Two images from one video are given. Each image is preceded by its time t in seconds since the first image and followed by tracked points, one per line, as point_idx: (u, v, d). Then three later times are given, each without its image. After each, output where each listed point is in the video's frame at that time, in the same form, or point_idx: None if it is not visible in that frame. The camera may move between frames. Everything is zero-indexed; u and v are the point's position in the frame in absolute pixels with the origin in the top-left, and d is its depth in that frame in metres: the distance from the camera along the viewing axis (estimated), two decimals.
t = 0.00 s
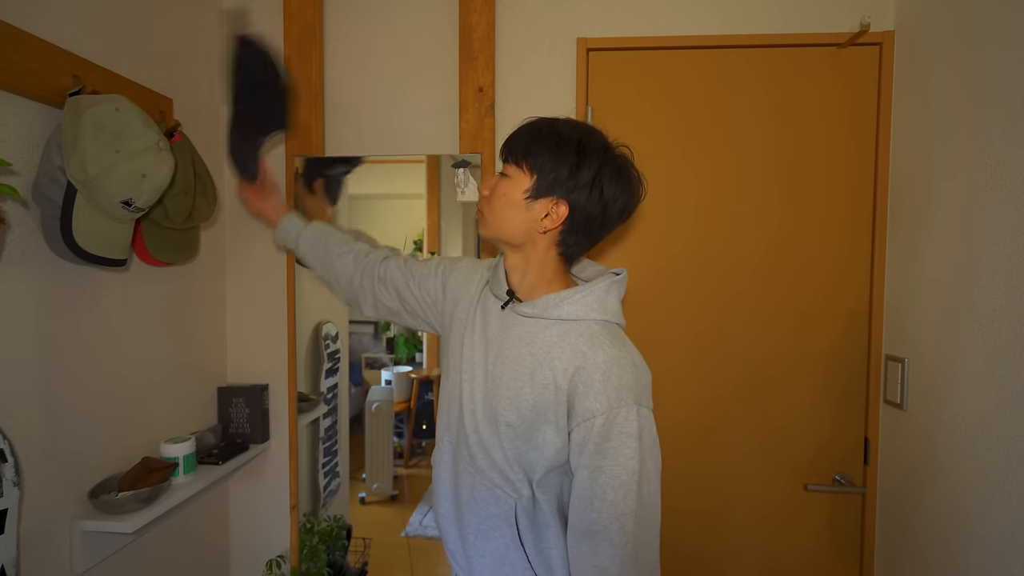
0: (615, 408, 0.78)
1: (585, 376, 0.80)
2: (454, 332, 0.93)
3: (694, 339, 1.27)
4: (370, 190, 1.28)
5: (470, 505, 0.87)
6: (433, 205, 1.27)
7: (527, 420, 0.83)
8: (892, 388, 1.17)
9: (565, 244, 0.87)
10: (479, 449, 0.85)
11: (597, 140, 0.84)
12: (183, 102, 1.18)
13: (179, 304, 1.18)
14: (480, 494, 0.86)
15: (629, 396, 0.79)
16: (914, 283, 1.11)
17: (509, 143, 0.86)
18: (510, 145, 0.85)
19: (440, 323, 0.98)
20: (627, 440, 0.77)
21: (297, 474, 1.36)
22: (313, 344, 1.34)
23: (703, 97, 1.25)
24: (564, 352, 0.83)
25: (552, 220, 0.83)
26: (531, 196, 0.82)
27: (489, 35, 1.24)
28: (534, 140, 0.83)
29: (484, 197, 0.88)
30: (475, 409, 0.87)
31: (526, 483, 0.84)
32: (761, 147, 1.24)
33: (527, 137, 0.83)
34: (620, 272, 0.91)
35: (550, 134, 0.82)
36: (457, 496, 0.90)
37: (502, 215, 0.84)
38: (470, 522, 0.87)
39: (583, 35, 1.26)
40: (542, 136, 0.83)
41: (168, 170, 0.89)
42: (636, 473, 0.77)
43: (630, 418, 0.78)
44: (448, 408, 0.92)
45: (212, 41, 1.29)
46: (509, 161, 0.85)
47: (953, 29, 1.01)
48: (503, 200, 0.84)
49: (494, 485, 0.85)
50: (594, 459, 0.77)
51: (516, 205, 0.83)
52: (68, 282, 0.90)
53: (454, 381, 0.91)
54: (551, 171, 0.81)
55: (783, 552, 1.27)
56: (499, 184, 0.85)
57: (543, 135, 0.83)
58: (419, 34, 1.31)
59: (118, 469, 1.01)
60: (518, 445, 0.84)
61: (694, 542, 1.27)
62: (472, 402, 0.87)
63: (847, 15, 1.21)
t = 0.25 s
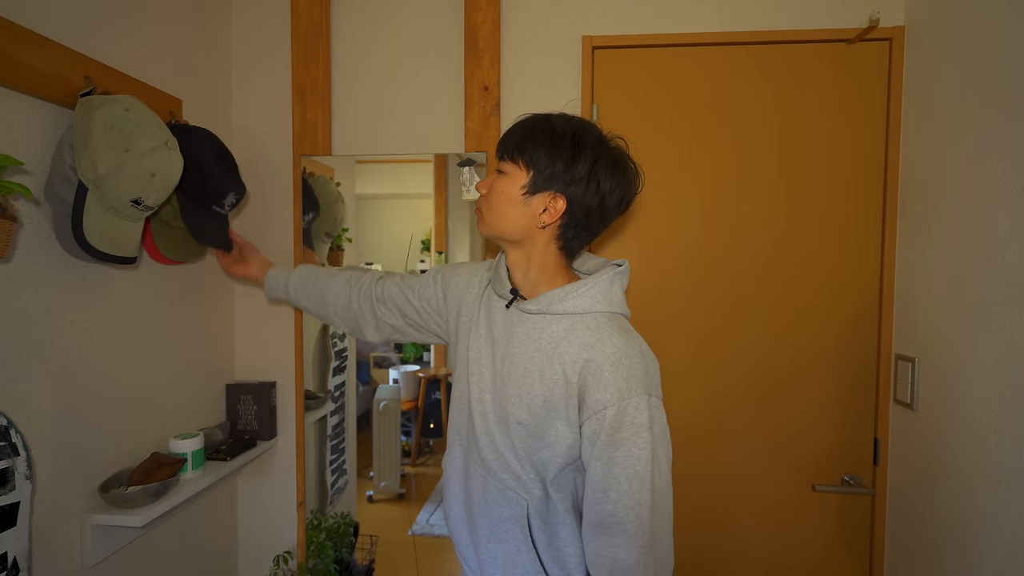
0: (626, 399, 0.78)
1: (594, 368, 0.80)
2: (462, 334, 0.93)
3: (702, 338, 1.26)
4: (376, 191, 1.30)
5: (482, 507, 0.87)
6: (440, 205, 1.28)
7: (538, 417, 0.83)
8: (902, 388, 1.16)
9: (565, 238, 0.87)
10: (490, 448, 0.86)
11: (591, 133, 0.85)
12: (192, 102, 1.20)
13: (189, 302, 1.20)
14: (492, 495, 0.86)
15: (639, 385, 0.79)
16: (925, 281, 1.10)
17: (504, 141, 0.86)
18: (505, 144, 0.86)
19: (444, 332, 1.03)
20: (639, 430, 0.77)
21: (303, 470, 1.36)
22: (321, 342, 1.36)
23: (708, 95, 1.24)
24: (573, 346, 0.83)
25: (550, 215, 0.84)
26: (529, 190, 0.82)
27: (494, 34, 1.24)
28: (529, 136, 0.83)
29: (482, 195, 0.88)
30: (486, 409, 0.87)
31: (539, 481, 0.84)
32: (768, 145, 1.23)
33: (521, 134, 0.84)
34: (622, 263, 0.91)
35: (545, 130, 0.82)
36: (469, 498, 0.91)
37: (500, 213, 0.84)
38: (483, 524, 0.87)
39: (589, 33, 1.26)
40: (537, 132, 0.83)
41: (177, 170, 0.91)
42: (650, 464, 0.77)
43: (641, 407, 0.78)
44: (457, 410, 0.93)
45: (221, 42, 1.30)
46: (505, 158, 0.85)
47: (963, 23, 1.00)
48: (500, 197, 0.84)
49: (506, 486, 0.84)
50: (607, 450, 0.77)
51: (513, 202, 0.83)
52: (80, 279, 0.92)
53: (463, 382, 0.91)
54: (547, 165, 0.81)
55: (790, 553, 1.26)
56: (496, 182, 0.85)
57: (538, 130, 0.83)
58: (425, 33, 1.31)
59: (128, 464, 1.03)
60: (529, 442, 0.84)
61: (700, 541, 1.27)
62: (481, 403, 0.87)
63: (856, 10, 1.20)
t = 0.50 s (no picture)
0: (637, 390, 0.78)
1: (605, 360, 0.79)
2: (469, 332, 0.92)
3: (710, 337, 1.24)
4: (382, 190, 1.30)
5: (492, 506, 0.86)
6: (448, 204, 1.28)
7: (548, 412, 0.82)
8: (914, 388, 1.14)
9: (576, 233, 0.87)
10: (499, 446, 0.85)
11: (606, 129, 0.84)
12: (198, 100, 1.20)
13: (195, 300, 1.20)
14: (501, 493, 0.85)
15: (650, 376, 0.79)
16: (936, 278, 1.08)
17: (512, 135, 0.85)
18: (515, 138, 0.84)
19: (449, 332, 1.03)
20: (651, 421, 0.77)
21: (309, 467, 1.37)
22: (328, 341, 1.36)
23: (716, 91, 1.22)
24: (582, 339, 0.82)
25: (565, 212, 0.83)
26: (545, 186, 0.81)
27: (499, 30, 1.24)
28: (542, 131, 0.81)
29: (490, 190, 0.86)
30: (494, 406, 0.86)
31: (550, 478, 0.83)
32: (777, 141, 1.21)
33: (534, 127, 0.82)
34: (628, 256, 0.90)
35: (560, 125, 0.81)
36: (477, 498, 0.90)
37: (513, 209, 0.83)
38: (493, 523, 0.86)
39: (594, 28, 1.25)
40: (551, 126, 0.81)
41: (181, 167, 0.91)
42: (662, 456, 0.76)
43: (653, 399, 0.77)
44: (465, 409, 0.92)
45: (227, 40, 1.31)
46: (517, 152, 0.83)
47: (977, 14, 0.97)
48: (513, 193, 0.82)
49: (516, 485, 0.84)
50: (620, 442, 0.76)
51: (528, 198, 0.82)
52: (86, 276, 0.92)
53: (471, 380, 0.91)
54: (564, 161, 0.80)
55: (799, 555, 1.24)
56: (508, 177, 0.83)
57: (552, 125, 0.81)
58: (430, 30, 1.31)
59: (134, 460, 1.03)
60: (539, 437, 0.83)
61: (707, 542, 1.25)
62: (490, 400, 0.86)
63: (867, 3, 1.18)
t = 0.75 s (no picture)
0: (653, 383, 0.76)
1: (620, 352, 0.79)
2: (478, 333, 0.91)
3: (717, 336, 1.23)
4: (386, 189, 1.30)
5: (501, 507, 0.85)
6: (452, 203, 1.27)
7: (562, 408, 0.81)
8: (924, 388, 1.12)
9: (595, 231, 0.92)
10: (509, 446, 0.84)
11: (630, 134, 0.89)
12: (202, 99, 1.21)
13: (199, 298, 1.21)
14: (511, 494, 0.84)
15: (666, 369, 0.78)
16: (944, 276, 1.06)
17: (555, 132, 0.81)
18: (569, 133, 0.80)
19: (457, 335, 1.02)
20: (666, 415, 0.75)
21: (312, 466, 1.37)
22: (332, 340, 1.35)
23: (721, 91, 1.21)
24: (598, 332, 0.81)
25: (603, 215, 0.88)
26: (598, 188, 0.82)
27: (502, 27, 1.23)
28: (597, 132, 0.81)
29: (545, 197, 0.78)
30: (504, 405, 0.85)
31: (560, 477, 0.82)
32: (783, 140, 1.20)
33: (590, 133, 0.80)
34: (639, 251, 0.90)
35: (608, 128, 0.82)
36: (483, 499, 0.89)
37: (578, 218, 0.80)
38: (502, 524, 0.85)
39: (599, 24, 1.24)
40: (603, 133, 0.81)
41: (184, 164, 0.91)
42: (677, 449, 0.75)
43: (668, 392, 0.76)
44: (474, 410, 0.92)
45: (231, 38, 1.31)
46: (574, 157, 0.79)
47: (988, 8, 0.95)
48: (580, 202, 0.79)
49: (525, 485, 0.83)
50: (634, 436, 0.75)
51: (590, 206, 0.81)
52: (90, 274, 0.93)
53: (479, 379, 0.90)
54: (614, 168, 0.83)
55: (806, 557, 1.22)
56: (570, 184, 0.79)
57: (603, 131, 0.81)
58: (434, 27, 1.30)
59: (139, 458, 1.04)
60: (551, 433, 0.82)
61: (712, 543, 1.24)
62: (500, 399, 0.86)
63: None
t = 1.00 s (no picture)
0: (659, 381, 0.77)
1: (626, 351, 0.79)
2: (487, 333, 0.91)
3: (721, 336, 1.23)
4: (390, 189, 1.31)
5: (506, 507, 0.85)
6: (456, 202, 1.28)
7: (568, 407, 0.82)
8: (928, 388, 1.11)
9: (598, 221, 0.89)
10: (516, 445, 0.84)
11: (607, 120, 0.86)
12: (207, 99, 1.21)
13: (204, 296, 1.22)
14: (518, 493, 0.84)
15: (672, 369, 0.78)
16: (947, 276, 1.06)
17: (517, 135, 0.85)
18: (529, 138, 0.83)
19: (464, 336, 1.03)
20: (673, 414, 0.76)
21: (315, 463, 1.37)
22: (335, 339, 1.37)
23: (723, 92, 1.21)
24: (604, 331, 0.82)
25: (591, 202, 0.85)
26: (569, 182, 0.82)
27: (505, 26, 1.23)
28: (559, 131, 0.82)
29: (507, 196, 0.83)
30: (510, 404, 0.86)
31: (567, 476, 0.82)
32: (786, 140, 1.20)
33: (548, 127, 0.82)
34: (645, 248, 0.90)
35: (572, 123, 0.82)
36: (489, 500, 0.89)
37: (543, 209, 0.82)
38: (507, 524, 0.85)
39: (602, 23, 1.24)
40: (563, 125, 0.82)
41: (185, 162, 0.91)
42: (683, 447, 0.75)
43: (674, 391, 0.77)
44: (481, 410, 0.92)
45: (235, 38, 1.31)
46: (532, 154, 0.82)
47: (993, 6, 0.95)
48: (541, 194, 0.81)
49: (532, 484, 0.83)
50: (641, 434, 0.75)
51: (555, 196, 0.82)
52: (96, 273, 0.93)
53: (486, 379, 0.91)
54: (583, 156, 0.82)
55: (809, 557, 1.22)
56: (529, 179, 0.82)
57: (564, 123, 0.82)
58: (437, 26, 1.30)
59: (144, 455, 1.04)
60: (557, 432, 0.82)
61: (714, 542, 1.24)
62: (507, 399, 0.86)
63: None
